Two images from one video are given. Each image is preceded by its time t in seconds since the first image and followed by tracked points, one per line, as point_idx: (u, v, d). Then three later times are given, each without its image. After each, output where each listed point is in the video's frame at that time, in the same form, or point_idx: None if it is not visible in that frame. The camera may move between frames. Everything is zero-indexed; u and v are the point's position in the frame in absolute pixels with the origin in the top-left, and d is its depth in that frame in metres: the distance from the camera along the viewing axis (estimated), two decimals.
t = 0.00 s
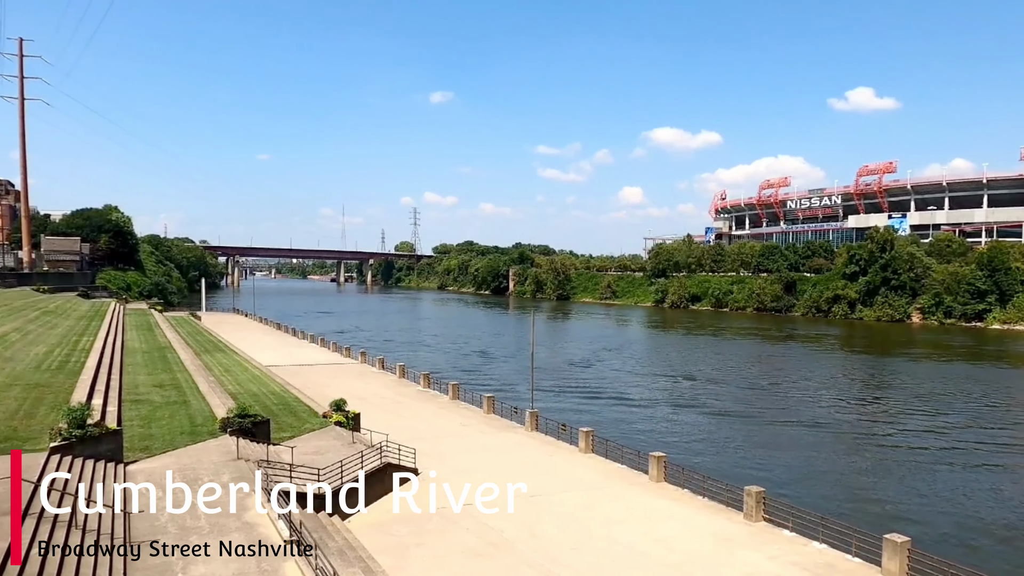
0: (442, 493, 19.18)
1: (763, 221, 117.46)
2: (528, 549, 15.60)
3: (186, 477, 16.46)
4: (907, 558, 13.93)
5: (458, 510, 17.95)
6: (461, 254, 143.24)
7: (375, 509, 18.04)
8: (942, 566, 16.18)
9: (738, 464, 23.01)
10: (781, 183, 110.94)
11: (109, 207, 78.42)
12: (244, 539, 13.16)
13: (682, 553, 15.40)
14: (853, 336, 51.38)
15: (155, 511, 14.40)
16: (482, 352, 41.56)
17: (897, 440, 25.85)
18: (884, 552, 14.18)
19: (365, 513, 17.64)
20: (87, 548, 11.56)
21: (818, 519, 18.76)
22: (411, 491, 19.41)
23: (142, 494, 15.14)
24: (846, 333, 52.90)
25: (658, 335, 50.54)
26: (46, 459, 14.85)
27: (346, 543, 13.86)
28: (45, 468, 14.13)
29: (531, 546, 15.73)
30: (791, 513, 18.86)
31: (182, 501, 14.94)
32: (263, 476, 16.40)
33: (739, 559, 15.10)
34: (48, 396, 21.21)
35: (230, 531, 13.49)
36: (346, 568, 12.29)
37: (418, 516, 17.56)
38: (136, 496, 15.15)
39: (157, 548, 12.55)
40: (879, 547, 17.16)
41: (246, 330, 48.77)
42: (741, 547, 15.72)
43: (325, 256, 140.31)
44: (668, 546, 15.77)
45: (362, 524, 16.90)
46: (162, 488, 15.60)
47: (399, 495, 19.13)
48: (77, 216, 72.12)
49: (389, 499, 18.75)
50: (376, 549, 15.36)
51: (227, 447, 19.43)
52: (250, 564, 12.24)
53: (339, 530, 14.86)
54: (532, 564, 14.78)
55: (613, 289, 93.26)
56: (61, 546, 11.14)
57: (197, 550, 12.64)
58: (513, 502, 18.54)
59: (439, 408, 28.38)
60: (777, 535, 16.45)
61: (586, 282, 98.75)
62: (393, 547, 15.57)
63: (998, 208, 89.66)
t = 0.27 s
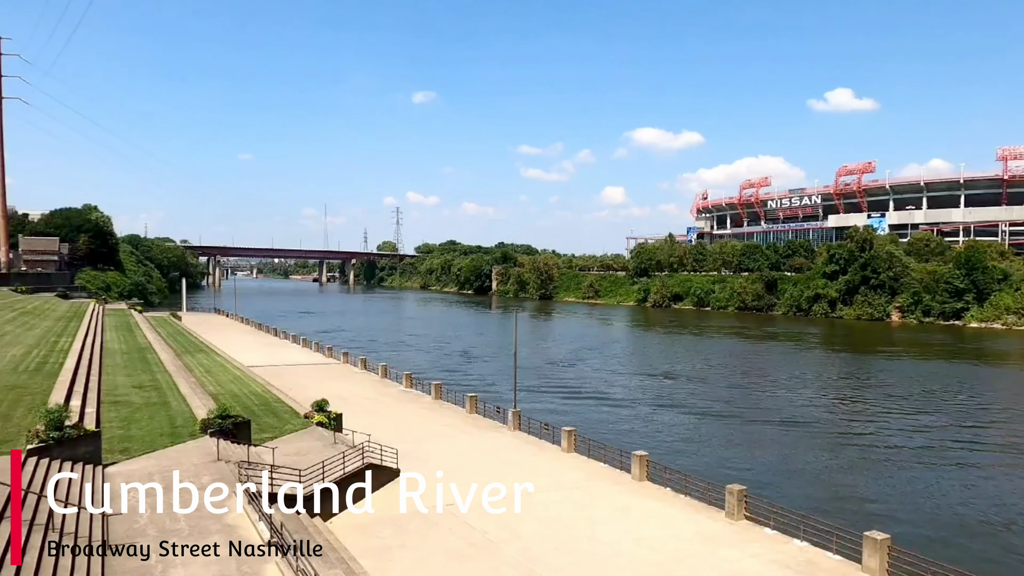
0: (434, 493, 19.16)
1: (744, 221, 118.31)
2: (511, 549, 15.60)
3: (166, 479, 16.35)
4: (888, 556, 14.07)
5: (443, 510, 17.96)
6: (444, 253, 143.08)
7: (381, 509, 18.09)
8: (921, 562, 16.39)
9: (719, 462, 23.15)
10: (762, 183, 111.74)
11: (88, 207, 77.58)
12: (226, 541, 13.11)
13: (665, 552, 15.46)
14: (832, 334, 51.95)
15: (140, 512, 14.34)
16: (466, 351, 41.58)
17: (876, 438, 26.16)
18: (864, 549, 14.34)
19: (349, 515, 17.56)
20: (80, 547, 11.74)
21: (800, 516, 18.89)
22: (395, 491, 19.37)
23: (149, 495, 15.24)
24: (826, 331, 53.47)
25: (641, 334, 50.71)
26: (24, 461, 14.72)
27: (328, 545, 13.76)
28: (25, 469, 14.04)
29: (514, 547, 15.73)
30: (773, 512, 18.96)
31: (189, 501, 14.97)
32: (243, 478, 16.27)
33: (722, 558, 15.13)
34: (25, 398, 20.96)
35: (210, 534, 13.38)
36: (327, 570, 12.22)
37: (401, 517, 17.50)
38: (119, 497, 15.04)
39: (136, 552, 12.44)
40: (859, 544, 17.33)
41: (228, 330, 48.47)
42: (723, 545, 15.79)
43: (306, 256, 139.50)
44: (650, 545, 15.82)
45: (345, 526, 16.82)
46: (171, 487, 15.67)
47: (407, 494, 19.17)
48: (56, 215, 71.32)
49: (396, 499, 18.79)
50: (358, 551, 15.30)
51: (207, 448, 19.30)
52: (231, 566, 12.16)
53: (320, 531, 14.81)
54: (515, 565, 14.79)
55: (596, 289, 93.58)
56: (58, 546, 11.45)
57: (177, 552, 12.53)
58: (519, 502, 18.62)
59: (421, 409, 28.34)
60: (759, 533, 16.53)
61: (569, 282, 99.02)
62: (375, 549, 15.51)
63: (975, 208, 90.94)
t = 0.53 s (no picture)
0: (433, 493, 19.24)
1: (723, 220, 119.05)
2: (490, 549, 15.63)
3: (142, 481, 16.22)
4: (865, 553, 14.21)
5: (424, 511, 17.94)
6: (424, 252, 142.87)
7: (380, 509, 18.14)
8: (896, 558, 16.60)
9: (697, 461, 23.28)
10: (741, 183, 112.54)
11: (64, 206, 76.59)
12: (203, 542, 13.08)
13: (645, 551, 15.53)
14: (810, 333, 52.50)
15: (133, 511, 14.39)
16: (446, 351, 41.62)
17: (852, 435, 26.48)
18: (843, 547, 14.48)
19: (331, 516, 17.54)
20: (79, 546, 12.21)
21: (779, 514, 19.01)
22: (377, 492, 19.33)
23: (150, 493, 15.33)
24: (804, 330, 54.06)
25: (620, 333, 50.87)
26: None
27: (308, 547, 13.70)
28: (8, 469, 14.01)
29: (494, 547, 15.76)
30: (752, 510, 19.08)
31: (191, 500, 15.03)
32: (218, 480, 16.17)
33: (702, 557, 15.17)
34: None
35: (186, 536, 13.28)
36: (305, 571, 12.20)
37: (381, 518, 17.47)
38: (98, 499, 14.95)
39: (111, 555, 12.31)
40: (837, 541, 17.50)
41: (206, 330, 48.08)
42: (702, 543, 15.88)
43: (285, 256, 138.55)
44: (631, 544, 15.89)
45: (326, 527, 16.81)
46: (171, 487, 15.74)
47: (408, 494, 19.22)
48: (31, 214, 70.38)
49: (396, 499, 18.82)
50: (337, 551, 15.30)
51: (185, 449, 19.17)
52: (207, 569, 12.07)
53: (299, 532, 14.76)
54: (494, 564, 14.83)
55: (576, 288, 93.85)
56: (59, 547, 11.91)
57: (152, 556, 12.43)
58: (520, 502, 18.69)
59: (401, 409, 28.27)
60: (739, 531, 16.62)
61: (549, 282, 99.19)
62: (355, 550, 15.50)
63: (950, 208, 92.28)
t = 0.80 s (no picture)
0: (434, 493, 19.22)
1: (702, 220, 119.92)
2: (469, 550, 15.66)
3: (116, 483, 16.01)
4: (842, 551, 14.42)
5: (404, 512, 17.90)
6: (405, 251, 142.45)
7: (383, 508, 18.15)
8: (870, 555, 16.87)
9: (674, 460, 23.47)
10: (720, 184, 113.53)
11: (38, 202, 75.38)
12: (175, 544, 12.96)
13: (624, 550, 15.65)
14: (787, 332, 53.12)
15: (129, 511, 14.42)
16: (427, 350, 41.57)
17: (828, 433, 26.83)
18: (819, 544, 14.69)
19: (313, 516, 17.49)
20: (78, 546, 12.49)
21: (757, 512, 19.16)
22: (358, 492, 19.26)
23: (150, 492, 15.38)
24: (782, 329, 54.68)
25: (601, 332, 51.07)
26: None
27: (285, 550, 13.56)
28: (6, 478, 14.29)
29: (473, 548, 15.79)
30: (732, 509, 19.22)
31: (192, 500, 15.01)
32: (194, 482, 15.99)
33: (682, 556, 15.28)
34: None
35: (160, 538, 13.12)
36: (281, 573, 12.12)
37: (361, 518, 17.43)
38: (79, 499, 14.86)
39: (83, 559, 12.14)
40: (813, 540, 17.72)
41: (183, 329, 47.57)
42: (681, 542, 16.01)
43: (264, 254, 137.38)
44: (611, 544, 15.99)
45: (306, 527, 16.80)
46: (171, 488, 15.73)
47: (408, 494, 19.21)
48: (4, 211, 69.20)
49: (397, 499, 18.77)
50: (315, 550, 15.29)
51: (161, 449, 18.99)
52: (182, 572, 11.96)
53: (277, 535, 14.65)
54: (473, 565, 14.85)
55: (557, 287, 94.10)
56: (61, 546, 12.40)
57: (126, 559, 12.29)
58: (520, 502, 18.74)
59: (381, 408, 28.19)
60: (717, 530, 16.77)
61: (530, 281, 99.41)
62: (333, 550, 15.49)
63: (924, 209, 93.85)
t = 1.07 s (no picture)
0: (435, 493, 19.22)
1: (682, 221, 120.86)
2: (448, 551, 15.70)
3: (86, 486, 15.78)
4: (815, 548, 14.65)
5: (387, 513, 17.88)
6: (385, 250, 141.84)
7: (383, 508, 18.17)
8: (842, 551, 17.14)
9: (651, 458, 23.65)
10: (698, 184, 114.53)
11: (9, 199, 73.94)
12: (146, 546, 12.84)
13: (604, 549, 15.78)
14: (763, 332, 53.80)
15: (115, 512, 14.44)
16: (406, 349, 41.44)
17: (803, 431, 27.20)
18: (793, 541, 14.90)
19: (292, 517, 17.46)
20: (79, 546, 12.64)
21: (731, 511, 19.36)
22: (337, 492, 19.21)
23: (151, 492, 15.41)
24: (759, 329, 55.34)
25: (580, 332, 51.25)
26: None
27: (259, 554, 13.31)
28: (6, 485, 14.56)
29: (452, 548, 15.83)
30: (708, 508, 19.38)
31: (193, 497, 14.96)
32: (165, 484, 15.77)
33: (659, 554, 15.45)
34: None
35: (146, 540, 13.10)
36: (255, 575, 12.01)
37: (339, 520, 17.37)
38: (78, 499, 15.00)
39: (50, 564, 11.94)
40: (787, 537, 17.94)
41: (158, 327, 46.96)
42: (659, 541, 16.15)
43: (242, 251, 135.94)
44: (590, 543, 16.12)
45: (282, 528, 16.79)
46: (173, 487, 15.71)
47: (408, 494, 19.21)
48: None
49: (397, 499, 18.81)
50: (314, 550, 15.52)
51: (131, 452, 18.74)
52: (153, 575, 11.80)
53: (251, 536, 14.50)
54: (451, 566, 14.91)
55: (537, 286, 94.32)
56: (62, 547, 12.57)
57: (95, 564, 12.12)
58: (520, 502, 18.81)
59: (359, 408, 28.07)
60: (693, 527, 16.94)
61: (511, 280, 99.59)
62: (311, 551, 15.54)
63: (896, 212, 95.56)
